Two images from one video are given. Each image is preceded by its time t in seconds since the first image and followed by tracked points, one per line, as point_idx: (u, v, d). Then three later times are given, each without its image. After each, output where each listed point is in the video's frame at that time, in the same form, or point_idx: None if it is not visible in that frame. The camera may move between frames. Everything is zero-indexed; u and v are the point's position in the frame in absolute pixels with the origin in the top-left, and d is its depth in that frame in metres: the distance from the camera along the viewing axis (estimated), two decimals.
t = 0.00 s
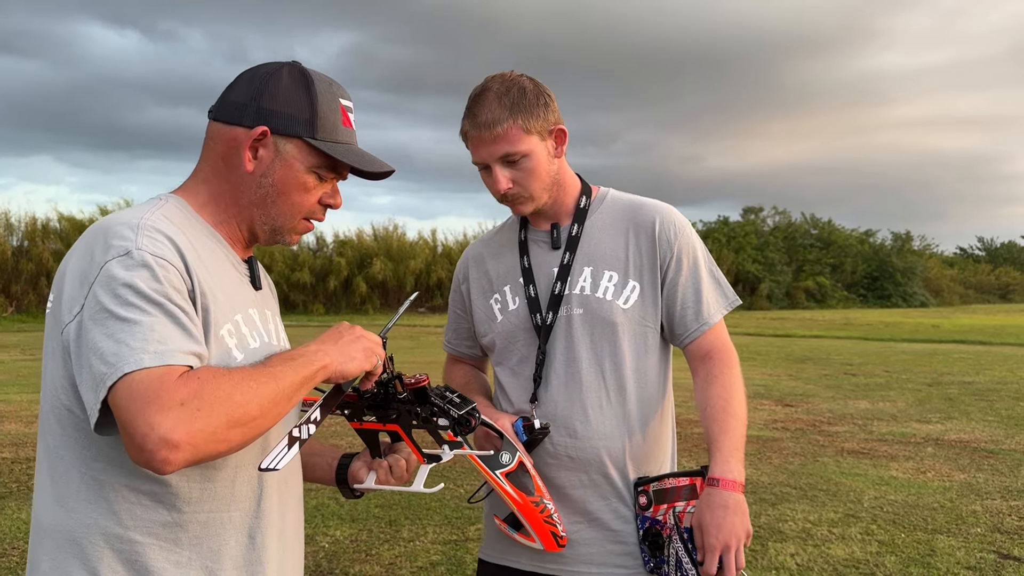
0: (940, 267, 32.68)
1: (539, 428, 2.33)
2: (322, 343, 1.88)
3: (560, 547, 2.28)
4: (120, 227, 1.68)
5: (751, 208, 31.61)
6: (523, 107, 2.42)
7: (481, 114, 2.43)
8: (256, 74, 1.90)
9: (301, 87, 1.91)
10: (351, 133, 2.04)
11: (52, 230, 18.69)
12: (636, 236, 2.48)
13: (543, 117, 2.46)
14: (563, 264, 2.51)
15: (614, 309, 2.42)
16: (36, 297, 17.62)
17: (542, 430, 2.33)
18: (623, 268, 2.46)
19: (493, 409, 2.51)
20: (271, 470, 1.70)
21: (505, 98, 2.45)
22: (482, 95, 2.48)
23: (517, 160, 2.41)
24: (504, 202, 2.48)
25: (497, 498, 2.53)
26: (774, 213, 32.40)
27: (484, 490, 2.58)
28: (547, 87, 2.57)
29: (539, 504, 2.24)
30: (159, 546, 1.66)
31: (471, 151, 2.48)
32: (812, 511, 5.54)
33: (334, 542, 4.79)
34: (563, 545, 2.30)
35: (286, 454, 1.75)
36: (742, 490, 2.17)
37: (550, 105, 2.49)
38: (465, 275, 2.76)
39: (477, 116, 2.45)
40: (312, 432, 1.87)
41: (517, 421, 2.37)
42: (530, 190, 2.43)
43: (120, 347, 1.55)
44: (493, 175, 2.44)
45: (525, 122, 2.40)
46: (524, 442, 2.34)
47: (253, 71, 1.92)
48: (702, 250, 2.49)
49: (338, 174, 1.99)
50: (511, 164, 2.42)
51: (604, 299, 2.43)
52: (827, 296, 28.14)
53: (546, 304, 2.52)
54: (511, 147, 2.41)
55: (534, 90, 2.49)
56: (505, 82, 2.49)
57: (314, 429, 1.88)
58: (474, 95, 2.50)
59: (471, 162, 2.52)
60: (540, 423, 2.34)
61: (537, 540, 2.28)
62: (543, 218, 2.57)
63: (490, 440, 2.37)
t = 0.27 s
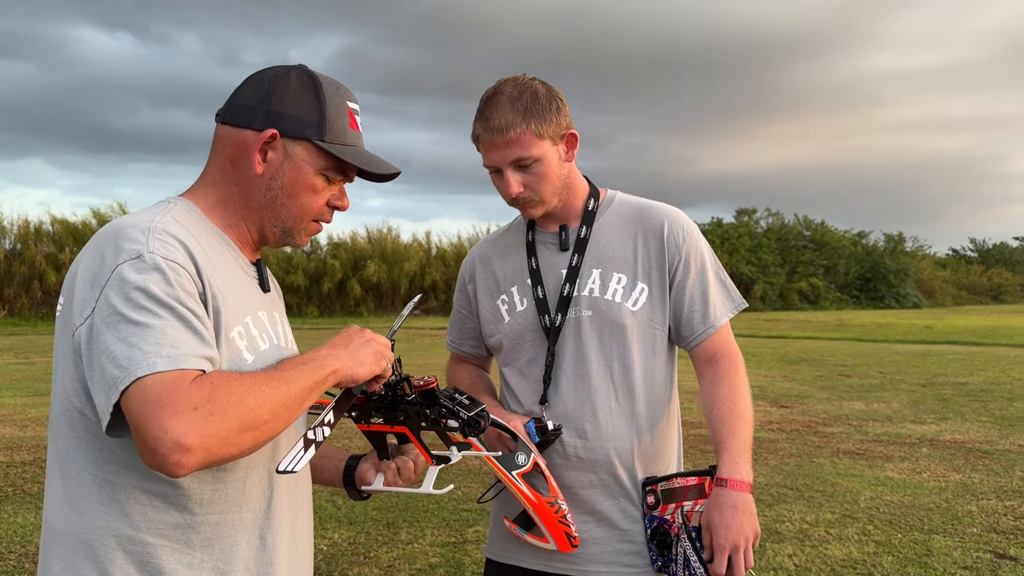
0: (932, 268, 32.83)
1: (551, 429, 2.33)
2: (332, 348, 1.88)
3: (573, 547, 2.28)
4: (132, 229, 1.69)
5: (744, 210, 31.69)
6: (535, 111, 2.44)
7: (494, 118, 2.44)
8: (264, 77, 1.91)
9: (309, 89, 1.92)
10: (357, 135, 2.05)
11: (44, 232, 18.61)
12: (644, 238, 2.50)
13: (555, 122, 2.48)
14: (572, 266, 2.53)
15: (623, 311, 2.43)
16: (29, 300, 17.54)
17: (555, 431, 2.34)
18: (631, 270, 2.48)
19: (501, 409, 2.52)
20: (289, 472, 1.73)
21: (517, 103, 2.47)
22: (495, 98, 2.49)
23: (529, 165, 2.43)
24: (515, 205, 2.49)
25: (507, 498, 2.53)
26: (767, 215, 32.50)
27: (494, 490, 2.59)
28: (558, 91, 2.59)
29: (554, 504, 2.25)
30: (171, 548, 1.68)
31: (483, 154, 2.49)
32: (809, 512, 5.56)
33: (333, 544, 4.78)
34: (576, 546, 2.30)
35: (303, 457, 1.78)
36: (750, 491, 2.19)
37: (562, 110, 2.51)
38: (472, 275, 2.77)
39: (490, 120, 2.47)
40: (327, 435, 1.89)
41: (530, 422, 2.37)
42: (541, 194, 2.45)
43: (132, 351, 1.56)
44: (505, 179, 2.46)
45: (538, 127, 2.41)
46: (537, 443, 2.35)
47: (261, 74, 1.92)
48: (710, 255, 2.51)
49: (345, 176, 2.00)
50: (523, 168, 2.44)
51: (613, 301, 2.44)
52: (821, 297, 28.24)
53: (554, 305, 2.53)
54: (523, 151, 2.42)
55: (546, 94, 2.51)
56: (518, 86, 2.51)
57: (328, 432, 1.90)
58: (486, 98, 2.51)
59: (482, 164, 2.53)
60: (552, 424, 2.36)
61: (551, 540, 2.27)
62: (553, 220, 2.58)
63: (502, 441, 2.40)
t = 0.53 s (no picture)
0: (925, 269, 32.98)
1: (556, 437, 2.33)
2: (332, 355, 1.88)
3: (579, 555, 2.27)
4: (130, 241, 1.69)
5: (738, 212, 31.77)
6: (535, 119, 2.45)
7: (494, 126, 2.45)
8: (261, 87, 1.91)
9: (306, 98, 1.92)
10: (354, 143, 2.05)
11: (37, 236, 18.53)
12: (646, 246, 2.51)
13: (555, 130, 2.49)
14: (574, 274, 2.53)
15: (625, 319, 2.44)
16: (21, 305, 17.47)
17: (559, 439, 2.34)
18: (633, 278, 2.49)
19: (503, 417, 2.52)
20: (294, 486, 1.74)
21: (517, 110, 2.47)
22: (496, 106, 2.50)
23: (528, 173, 2.44)
24: (515, 213, 2.50)
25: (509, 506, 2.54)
26: (761, 217, 32.59)
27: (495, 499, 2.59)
28: (559, 99, 2.59)
29: (559, 513, 2.25)
30: (172, 559, 1.68)
31: (483, 161, 2.50)
32: (805, 514, 5.57)
33: (329, 550, 4.77)
34: (582, 554, 2.29)
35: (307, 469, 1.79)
36: (755, 499, 2.20)
37: (561, 118, 2.52)
38: (473, 282, 2.77)
39: (490, 128, 2.47)
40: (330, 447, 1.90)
41: (534, 430, 2.35)
42: (540, 202, 2.46)
43: (132, 364, 1.56)
44: (505, 187, 2.47)
45: (538, 135, 2.42)
46: (542, 451, 2.34)
47: (258, 84, 1.93)
48: (710, 263, 2.53)
49: (343, 184, 2.01)
50: (523, 176, 2.44)
51: (615, 309, 2.45)
52: (814, 299, 28.33)
53: (556, 313, 2.54)
54: (523, 159, 2.43)
55: (546, 102, 2.51)
56: (519, 93, 2.51)
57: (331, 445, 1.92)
58: (486, 105, 2.52)
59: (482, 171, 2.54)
60: (557, 432, 2.35)
61: (556, 548, 2.27)
62: (554, 227, 2.58)
63: (506, 449, 2.40)
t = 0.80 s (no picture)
0: (919, 270, 33.08)
1: (551, 438, 2.32)
2: (328, 357, 1.88)
3: (573, 557, 2.27)
4: (123, 244, 1.68)
5: (732, 214, 31.83)
6: (531, 119, 2.44)
7: (490, 123, 2.45)
8: (250, 89, 1.90)
9: (297, 99, 1.91)
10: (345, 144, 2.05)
11: (31, 239, 18.47)
12: (641, 248, 2.51)
13: (550, 130, 2.48)
14: (569, 275, 2.53)
15: (621, 320, 2.44)
16: (15, 309, 17.41)
17: (553, 440, 2.33)
18: (628, 279, 2.49)
19: (498, 419, 2.52)
20: (289, 503, 1.76)
21: (514, 108, 2.47)
22: (492, 103, 2.50)
23: (521, 171, 2.43)
24: (508, 211, 2.50)
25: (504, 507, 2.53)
26: (755, 219, 32.66)
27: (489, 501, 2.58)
28: (557, 100, 2.59)
29: (554, 514, 2.24)
30: (165, 562, 1.67)
31: (477, 158, 2.49)
32: (800, 515, 5.58)
33: (324, 553, 4.76)
34: (576, 555, 2.29)
35: (301, 485, 1.80)
36: (749, 499, 2.20)
37: (558, 118, 2.52)
38: (467, 285, 2.76)
39: (485, 125, 2.47)
40: (324, 457, 1.90)
41: (528, 431, 2.36)
42: (531, 202, 2.46)
43: (127, 368, 1.55)
44: (497, 184, 2.46)
45: (534, 134, 2.41)
46: (536, 453, 2.33)
47: (248, 87, 1.92)
48: (705, 265, 2.53)
49: (334, 186, 2.00)
50: (516, 175, 2.44)
51: (610, 311, 2.45)
52: (809, 300, 28.40)
53: (551, 314, 2.53)
54: (516, 157, 2.43)
55: (544, 103, 2.51)
56: (517, 92, 2.51)
57: (325, 454, 1.92)
58: (484, 102, 2.51)
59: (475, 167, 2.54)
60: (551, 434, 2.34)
61: (551, 550, 2.27)
62: (548, 228, 2.59)
63: (501, 451, 2.38)
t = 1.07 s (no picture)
0: (916, 270, 33.15)
1: (544, 440, 2.31)
2: (319, 359, 1.88)
3: (567, 559, 2.28)
4: (114, 246, 1.68)
5: (729, 214, 31.86)
6: (533, 112, 2.47)
7: (492, 110, 2.48)
8: (243, 91, 1.91)
9: (289, 102, 1.92)
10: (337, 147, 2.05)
11: (28, 242, 18.44)
12: (634, 250, 2.51)
13: (551, 128, 2.49)
14: (562, 276, 2.53)
15: (614, 322, 2.44)
16: (12, 312, 17.38)
17: (548, 442, 2.32)
18: (622, 281, 2.49)
19: (491, 420, 2.52)
20: (283, 518, 1.70)
21: (518, 101, 2.50)
22: (498, 94, 2.53)
23: (514, 162, 2.45)
24: (496, 200, 2.50)
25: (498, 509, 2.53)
26: (753, 219, 32.71)
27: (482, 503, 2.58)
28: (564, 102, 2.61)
29: (548, 515, 2.24)
30: (158, 564, 1.66)
31: (475, 143, 2.52)
32: (797, 516, 5.58)
33: (321, 555, 4.75)
34: (570, 557, 2.30)
35: (295, 500, 1.76)
36: (742, 502, 2.20)
37: (561, 118, 2.53)
38: (461, 285, 2.76)
39: (488, 111, 2.51)
40: (319, 471, 1.87)
41: (522, 432, 2.34)
42: (521, 195, 2.46)
43: (119, 370, 1.55)
44: (488, 170, 2.47)
45: (532, 126, 2.43)
46: (530, 455, 2.32)
47: (241, 89, 1.92)
48: (699, 268, 2.53)
49: (327, 187, 2.00)
50: (508, 164, 2.45)
51: (604, 312, 2.45)
52: (806, 301, 28.44)
53: (545, 315, 2.53)
54: (511, 147, 2.44)
55: (549, 101, 2.53)
56: (524, 86, 2.53)
57: (320, 467, 1.89)
58: (492, 92, 2.55)
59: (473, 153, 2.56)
60: (545, 435, 2.33)
61: (544, 552, 2.27)
62: (541, 227, 2.59)
63: (495, 451, 2.38)
